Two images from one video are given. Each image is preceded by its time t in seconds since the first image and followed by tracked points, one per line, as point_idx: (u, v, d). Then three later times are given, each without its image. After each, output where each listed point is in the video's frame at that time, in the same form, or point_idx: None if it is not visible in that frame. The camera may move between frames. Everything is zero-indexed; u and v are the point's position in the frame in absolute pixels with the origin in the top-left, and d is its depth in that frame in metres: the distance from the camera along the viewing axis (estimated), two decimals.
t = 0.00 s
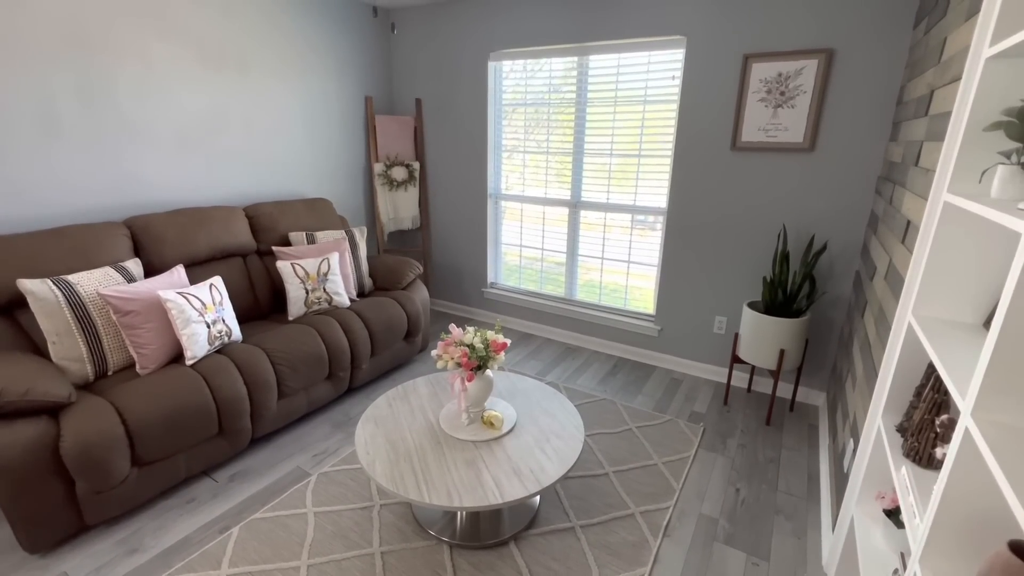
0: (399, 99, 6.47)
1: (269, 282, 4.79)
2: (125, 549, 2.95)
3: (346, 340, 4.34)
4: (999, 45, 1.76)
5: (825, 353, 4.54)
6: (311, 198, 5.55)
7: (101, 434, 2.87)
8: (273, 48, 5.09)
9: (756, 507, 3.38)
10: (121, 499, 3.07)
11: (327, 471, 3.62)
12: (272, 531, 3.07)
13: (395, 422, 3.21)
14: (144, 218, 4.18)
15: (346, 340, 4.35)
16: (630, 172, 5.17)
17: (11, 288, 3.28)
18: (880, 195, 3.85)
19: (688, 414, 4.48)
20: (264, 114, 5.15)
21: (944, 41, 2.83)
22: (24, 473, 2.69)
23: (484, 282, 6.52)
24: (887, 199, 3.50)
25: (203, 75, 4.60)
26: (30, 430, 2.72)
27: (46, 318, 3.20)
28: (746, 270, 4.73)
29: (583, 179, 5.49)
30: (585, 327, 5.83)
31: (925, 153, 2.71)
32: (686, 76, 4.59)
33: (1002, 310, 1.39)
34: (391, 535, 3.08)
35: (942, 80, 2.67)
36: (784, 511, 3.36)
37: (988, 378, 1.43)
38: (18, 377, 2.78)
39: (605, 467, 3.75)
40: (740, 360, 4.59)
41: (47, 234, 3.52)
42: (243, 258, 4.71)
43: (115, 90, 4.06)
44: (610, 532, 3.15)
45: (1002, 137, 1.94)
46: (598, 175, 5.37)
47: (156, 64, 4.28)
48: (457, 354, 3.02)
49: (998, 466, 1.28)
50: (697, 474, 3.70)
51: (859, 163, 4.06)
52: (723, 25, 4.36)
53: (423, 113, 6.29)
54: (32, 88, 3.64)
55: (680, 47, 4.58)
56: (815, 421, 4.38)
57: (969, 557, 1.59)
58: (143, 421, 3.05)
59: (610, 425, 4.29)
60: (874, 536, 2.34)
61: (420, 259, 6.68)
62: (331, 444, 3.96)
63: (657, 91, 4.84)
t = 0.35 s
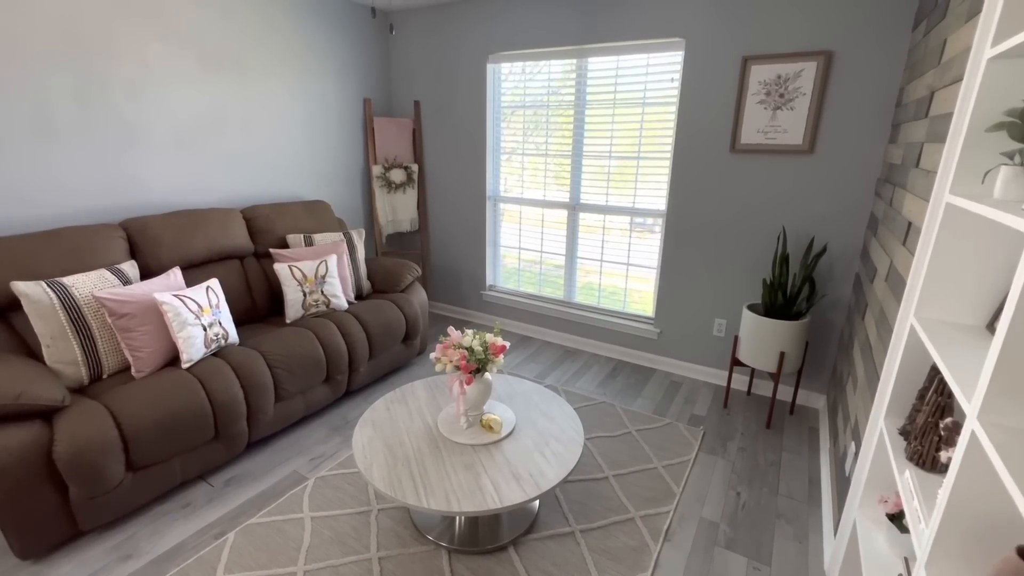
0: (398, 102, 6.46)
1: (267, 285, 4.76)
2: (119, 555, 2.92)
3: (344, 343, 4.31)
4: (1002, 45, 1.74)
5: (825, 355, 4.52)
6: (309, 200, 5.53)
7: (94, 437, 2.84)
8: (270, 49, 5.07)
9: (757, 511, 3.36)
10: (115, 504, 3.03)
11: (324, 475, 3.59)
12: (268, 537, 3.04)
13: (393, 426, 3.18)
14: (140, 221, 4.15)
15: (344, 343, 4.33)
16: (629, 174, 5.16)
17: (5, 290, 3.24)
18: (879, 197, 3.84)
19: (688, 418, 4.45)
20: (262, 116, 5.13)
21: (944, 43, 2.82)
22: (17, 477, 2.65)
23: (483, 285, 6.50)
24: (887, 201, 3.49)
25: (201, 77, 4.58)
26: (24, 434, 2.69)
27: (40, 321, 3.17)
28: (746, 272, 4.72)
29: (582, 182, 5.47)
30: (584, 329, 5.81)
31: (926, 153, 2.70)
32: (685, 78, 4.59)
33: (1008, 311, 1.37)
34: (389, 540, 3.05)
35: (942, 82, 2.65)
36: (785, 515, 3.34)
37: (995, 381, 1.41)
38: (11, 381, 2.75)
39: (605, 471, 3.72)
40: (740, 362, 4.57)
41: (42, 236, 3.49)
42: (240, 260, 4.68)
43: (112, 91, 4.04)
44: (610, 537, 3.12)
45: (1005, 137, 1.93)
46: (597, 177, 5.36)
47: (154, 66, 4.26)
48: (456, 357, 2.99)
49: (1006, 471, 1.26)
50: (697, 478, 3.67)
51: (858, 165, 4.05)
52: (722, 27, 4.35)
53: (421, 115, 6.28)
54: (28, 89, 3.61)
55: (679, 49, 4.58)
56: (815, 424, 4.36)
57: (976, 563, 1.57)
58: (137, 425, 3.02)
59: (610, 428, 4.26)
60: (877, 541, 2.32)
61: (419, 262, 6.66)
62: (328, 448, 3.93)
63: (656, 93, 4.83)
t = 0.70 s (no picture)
0: (397, 101, 6.42)
1: (264, 285, 4.71)
2: (113, 558, 2.87)
3: (342, 343, 4.27)
4: (1011, 36, 1.71)
5: (827, 355, 4.48)
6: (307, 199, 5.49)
7: (87, 438, 2.79)
8: (268, 47, 5.03)
9: (761, 513, 3.31)
10: (109, 506, 2.99)
11: (322, 477, 3.54)
12: (264, 539, 2.99)
13: (390, 426, 3.14)
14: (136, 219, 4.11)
15: (342, 343, 4.28)
16: (628, 173, 5.12)
17: None
18: (882, 195, 3.80)
19: (689, 418, 4.41)
20: (259, 114, 5.09)
21: (949, 37, 2.78)
22: (8, 479, 2.60)
23: (482, 285, 6.46)
24: (891, 199, 3.46)
25: (197, 75, 4.54)
26: (16, 435, 2.64)
27: (33, 320, 3.12)
28: (747, 272, 4.68)
29: (581, 181, 5.44)
30: (583, 329, 5.77)
31: (931, 148, 2.66)
32: (686, 75, 4.55)
33: None
34: (387, 542, 3.00)
35: (948, 76, 2.61)
36: (789, 516, 3.29)
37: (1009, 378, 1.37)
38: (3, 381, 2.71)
39: (606, 472, 3.67)
40: (741, 362, 4.53)
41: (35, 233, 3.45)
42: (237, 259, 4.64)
43: (107, 89, 3.99)
44: (612, 539, 3.08)
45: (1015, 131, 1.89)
46: (596, 177, 5.33)
47: (149, 63, 4.21)
48: (455, 356, 2.95)
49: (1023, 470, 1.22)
50: (700, 479, 3.63)
51: (861, 163, 4.01)
52: (723, 25, 4.32)
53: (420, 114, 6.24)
54: (23, 86, 3.57)
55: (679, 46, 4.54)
56: (818, 425, 4.32)
57: (989, 565, 1.53)
58: (132, 426, 2.98)
59: (611, 429, 4.22)
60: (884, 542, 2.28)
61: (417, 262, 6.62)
62: (326, 449, 3.88)
63: (656, 91, 4.79)
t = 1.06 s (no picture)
0: (398, 100, 6.38)
1: (264, 284, 4.67)
2: (111, 558, 2.83)
3: (342, 342, 4.22)
4: None
5: (833, 354, 4.43)
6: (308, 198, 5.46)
7: (84, 438, 2.75)
8: (269, 45, 5.00)
9: (768, 513, 3.26)
10: (106, 506, 2.95)
11: (323, 477, 3.49)
12: (264, 540, 2.95)
13: (391, 425, 3.10)
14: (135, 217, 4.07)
15: (343, 342, 4.24)
16: (631, 171, 5.08)
17: None
18: (890, 191, 3.75)
19: (694, 417, 4.36)
20: (259, 112, 5.05)
21: (959, 28, 2.73)
22: (4, 479, 2.56)
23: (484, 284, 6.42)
24: (899, 194, 3.41)
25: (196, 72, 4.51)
26: (13, 434, 2.60)
27: (31, 318, 3.08)
28: (753, 270, 4.63)
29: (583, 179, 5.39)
30: (586, 328, 5.73)
31: (942, 141, 2.61)
32: (689, 71, 4.50)
33: None
34: (389, 543, 2.95)
35: (959, 67, 2.56)
36: (796, 516, 3.24)
37: None
38: None
39: (610, 471, 3.63)
40: (746, 360, 4.48)
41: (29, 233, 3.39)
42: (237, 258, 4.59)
43: (106, 85, 3.96)
44: (617, 539, 3.02)
45: None
46: (597, 176, 5.29)
47: (148, 60, 4.17)
48: (457, 354, 2.90)
49: None
50: (705, 478, 3.59)
51: (868, 158, 3.96)
52: (727, 19, 4.27)
53: (421, 113, 6.21)
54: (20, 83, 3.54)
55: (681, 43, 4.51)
56: (825, 423, 4.26)
57: (1010, 566, 1.48)
58: (130, 425, 2.94)
59: (614, 428, 4.17)
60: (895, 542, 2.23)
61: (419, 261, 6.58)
62: (327, 449, 3.84)
63: (659, 88, 4.75)
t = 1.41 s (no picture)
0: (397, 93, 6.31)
1: (263, 280, 4.54)
2: (106, 555, 2.79)
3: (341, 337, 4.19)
4: None
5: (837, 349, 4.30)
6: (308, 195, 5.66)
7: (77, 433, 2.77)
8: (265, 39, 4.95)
9: (771, 507, 3.23)
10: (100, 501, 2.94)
11: (321, 473, 3.45)
12: (262, 536, 2.90)
13: (390, 419, 3.07)
14: (133, 214, 4.01)
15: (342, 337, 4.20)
16: (631, 164, 5.00)
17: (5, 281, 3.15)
18: (894, 181, 3.70)
19: (696, 411, 4.31)
20: (255, 104, 4.97)
21: (967, 14, 2.68)
22: None
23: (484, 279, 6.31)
24: (904, 184, 3.35)
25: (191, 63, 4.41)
26: (7, 430, 2.56)
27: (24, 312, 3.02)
28: (755, 263, 4.58)
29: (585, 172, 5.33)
30: (584, 322, 5.69)
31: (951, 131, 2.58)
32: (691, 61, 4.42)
33: None
34: (387, 538, 2.92)
35: (968, 52, 2.51)
36: (800, 511, 3.20)
37: None
38: None
39: (611, 465, 3.60)
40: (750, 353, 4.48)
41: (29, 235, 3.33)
42: (234, 253, 4.51)
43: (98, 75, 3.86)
44: (619, 534, 2.99)
45: None
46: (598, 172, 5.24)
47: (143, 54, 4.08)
48: (456, 347, 2.88)
49: None
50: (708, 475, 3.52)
51: (874, 149, 3.90)
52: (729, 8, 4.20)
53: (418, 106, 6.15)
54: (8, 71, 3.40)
55: (683, 30, 4.40)
56: (828, 417, 4.22)
57: None
58: (125, 422, 2.94)
59: (615, 423, 4.13)
60: (904, 537, 2.18)
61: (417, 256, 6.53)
62: (325, 444, 3.80)
63: (660, 76, 4.63)
